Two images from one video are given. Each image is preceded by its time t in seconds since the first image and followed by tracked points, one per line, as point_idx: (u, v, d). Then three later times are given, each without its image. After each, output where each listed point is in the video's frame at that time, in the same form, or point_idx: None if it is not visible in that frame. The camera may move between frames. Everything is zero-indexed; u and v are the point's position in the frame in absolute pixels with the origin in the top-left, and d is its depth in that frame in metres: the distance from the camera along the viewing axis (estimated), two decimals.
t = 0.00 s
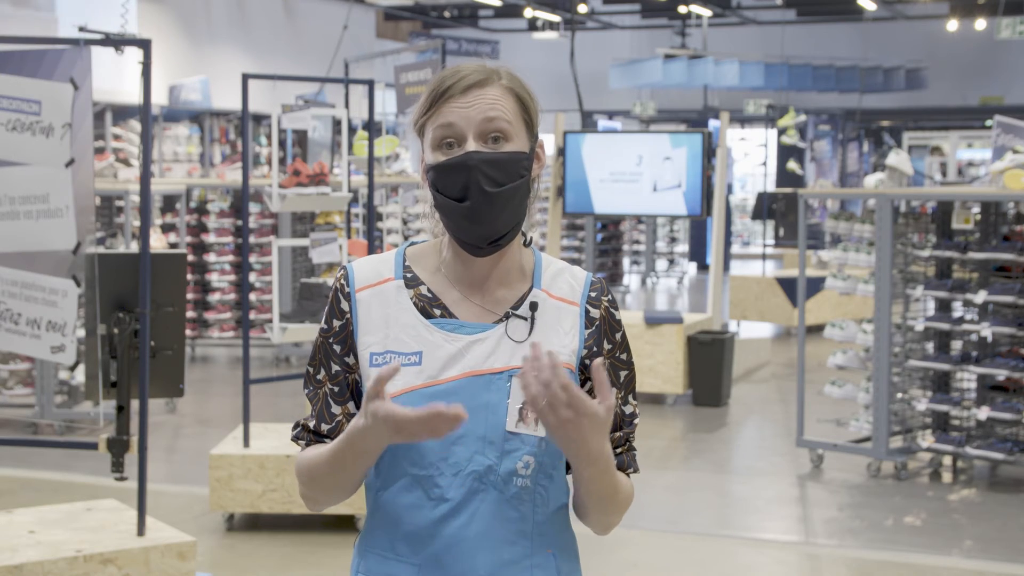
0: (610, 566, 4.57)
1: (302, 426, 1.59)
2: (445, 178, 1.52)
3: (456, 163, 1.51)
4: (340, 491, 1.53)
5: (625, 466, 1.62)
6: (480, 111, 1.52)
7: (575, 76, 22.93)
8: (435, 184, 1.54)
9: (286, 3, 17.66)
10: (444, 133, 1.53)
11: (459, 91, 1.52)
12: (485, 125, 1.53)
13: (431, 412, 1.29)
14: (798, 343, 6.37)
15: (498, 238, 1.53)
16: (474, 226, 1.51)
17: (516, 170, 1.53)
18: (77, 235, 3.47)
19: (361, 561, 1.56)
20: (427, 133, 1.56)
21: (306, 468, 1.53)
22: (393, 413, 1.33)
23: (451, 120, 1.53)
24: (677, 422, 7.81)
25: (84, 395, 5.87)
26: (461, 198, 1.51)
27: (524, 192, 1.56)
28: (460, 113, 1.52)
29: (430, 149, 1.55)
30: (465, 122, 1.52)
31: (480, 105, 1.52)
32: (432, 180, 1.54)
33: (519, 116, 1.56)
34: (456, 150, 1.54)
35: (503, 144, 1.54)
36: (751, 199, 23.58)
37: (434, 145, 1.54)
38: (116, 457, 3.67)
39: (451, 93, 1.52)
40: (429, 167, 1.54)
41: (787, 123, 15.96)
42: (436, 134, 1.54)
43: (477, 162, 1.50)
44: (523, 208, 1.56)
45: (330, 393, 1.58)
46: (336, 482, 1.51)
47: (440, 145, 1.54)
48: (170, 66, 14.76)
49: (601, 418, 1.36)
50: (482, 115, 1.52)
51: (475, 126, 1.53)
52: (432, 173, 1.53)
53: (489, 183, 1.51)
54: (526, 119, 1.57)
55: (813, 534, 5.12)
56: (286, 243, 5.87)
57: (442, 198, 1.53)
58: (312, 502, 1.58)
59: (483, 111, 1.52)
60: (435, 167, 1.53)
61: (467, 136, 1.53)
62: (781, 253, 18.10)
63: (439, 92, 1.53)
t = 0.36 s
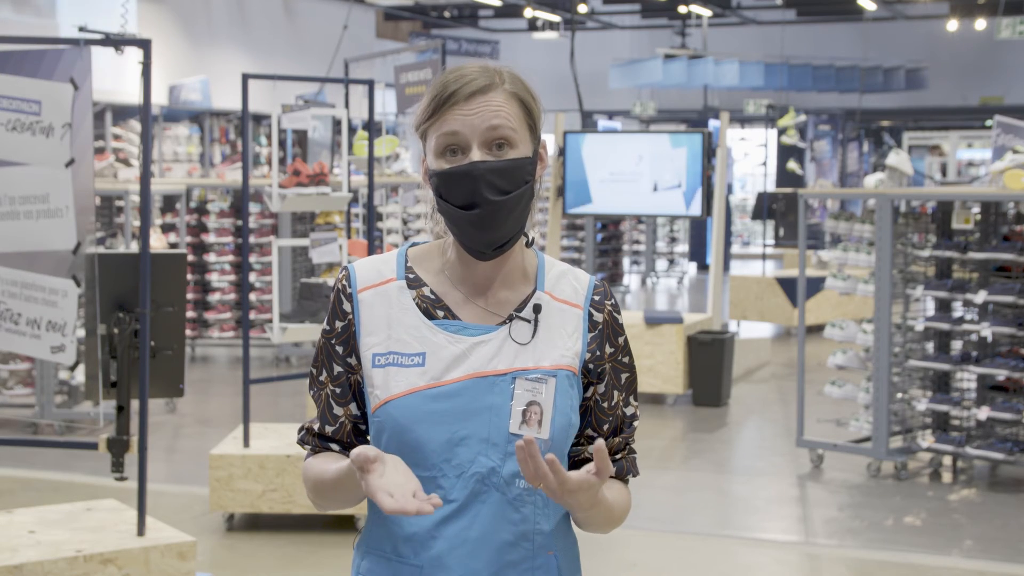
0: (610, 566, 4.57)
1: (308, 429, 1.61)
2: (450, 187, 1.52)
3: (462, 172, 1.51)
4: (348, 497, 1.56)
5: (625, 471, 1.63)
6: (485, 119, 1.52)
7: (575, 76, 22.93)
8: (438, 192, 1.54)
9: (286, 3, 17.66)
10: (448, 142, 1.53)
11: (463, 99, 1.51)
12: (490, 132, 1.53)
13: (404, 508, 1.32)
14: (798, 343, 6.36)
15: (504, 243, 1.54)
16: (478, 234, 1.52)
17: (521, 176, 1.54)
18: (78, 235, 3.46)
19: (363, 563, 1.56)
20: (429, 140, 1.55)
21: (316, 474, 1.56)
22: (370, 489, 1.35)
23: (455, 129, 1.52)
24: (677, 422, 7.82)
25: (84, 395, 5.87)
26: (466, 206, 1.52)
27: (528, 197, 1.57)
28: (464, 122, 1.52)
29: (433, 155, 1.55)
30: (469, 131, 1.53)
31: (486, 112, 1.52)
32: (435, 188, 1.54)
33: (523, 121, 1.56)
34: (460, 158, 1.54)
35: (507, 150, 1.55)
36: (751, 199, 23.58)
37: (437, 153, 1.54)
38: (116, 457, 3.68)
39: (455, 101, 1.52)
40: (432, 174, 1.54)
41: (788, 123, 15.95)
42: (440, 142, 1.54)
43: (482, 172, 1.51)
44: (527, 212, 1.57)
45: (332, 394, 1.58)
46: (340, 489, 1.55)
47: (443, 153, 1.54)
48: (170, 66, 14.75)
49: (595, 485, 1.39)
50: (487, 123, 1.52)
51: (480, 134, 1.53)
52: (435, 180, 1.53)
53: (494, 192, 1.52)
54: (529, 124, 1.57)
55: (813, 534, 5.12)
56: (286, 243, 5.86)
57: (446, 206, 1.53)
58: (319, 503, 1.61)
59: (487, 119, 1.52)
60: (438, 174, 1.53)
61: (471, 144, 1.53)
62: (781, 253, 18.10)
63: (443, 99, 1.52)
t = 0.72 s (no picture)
0: (610, 566, 4.57)
1: (308, 428, 1.59)
2: (450, 191, 1.52)
3: (460, 175, 1.51)
4: (350, 501, 1.54)
5: (621, 472, 1.60)
6: (479, 121, 1.52)
7: (575, 76, 22.93)
8: (439, 196, 1.54)
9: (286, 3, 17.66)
10: (445, 147, 1.53)
11: (455, 103, 1.51)
12: (486, 134, 1.53)
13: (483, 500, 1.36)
14: (798, 343, 6.36)
15: (509, 240, 1.54)
16: (481, 233, 1.52)
17: (520, 174, 1.54)
18: (77, 235, 3.46)
19: (362, 561, 1.56)
20: (425, 147, 1.56)
21: (323, 473, 1.55)
22: (439, 480, 1.37)
23: (451, 133, 1.52)
24: (677, 422, 7.82)
25: (84, 395, 5.87)
26: (468, 208, 1.52)
27: (529, 194, 1.57)
28: (459, 125, 1.52)
29: (432, 161, 1.55)
30: (465, 134, 1.52)
31: (479, 114, 1.52)
32: (435, 192, 1.55)
33: (517, 118, 1.56)
34: (458, 161, 1.54)
35: (504, 149, 1.55)
36: (751, 198, 23.58)
37: (434, 159, 1.55)
38: (116, 457, 3.68)
39: (448, 105, 1.52)
40: (431, 179, 1.55)
41: (788, 123, 15.95)
42: (436, 148, 1.54)
43: (481, 173, 1.51)
44: (528, 210, 1.57)
45: (338, 392, 1.57)
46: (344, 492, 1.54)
47: (441, 158, 1.54)
48: (170, 66, 14.75)
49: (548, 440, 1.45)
50: (481, 125, 1.52)
51: (475, 136, 1.53)
52: (435, 185, 1.54)
53: (495, 192, 1.52)
54: (523, 120, 1.57)
55: (813, 534, 5.12)
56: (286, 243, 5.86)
57: (448, 209, 1.54)
58: (312, 503, 1.61)
59: (481, 121, 1.52)
60: (438, 178, 1.53)
61: (468, 147, 1.53)
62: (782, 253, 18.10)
63: (436, 105, 1.52)
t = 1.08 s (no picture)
0: (610, 566, 4.57)
1: (308, 428, 1.58)
2: (449, 186, 1.52)
3: (460, 171, 1.51)
4: (352, 501, 1.54)
5: (617, 472, 1.60)
6: (482, 118, 1.52)
7: (575, 76, 22.94)
8: (437, 191, 1.54)
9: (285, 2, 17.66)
10: (446, 142, 1.53)
11: (459, 99, 1.52)
12: (488, 131, 1.53)
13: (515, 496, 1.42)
14: (798, 343, 6.36)
15: (505, 240, 1.54)
16: (478, 231, 1.52)
17: (520, 174, 1.54)
18: (77, 235, 3.46)
19: (363, 560, 1.55)
20: (426, 141, 1.56)
21: (328, 472, 1.55)
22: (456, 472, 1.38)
23: (453, 129, 1.53)
24: (677, 422, 7.82)
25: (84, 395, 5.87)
26: (467, 205, 1.52)
27: (527, 195, 1.57)
28: (461, 121, 1.52)
29: (433, 156, 1.55)
30: (467, 131, 1.53)
31: (482, 112, 1.52)
32: (434, 188, 1.54)
33: (520, 119, 1.56)
34: (459, 158, 1.54)
35: (505, 148, 1.55)
36: (751, 199, 23.58)
37: (435, 154, 1.55)
38: (116, 457, 3.67)
39: (451, 100, 1.52)
40: (430, 174, 1.55)
41: (788, 123, 15.94)
42: (438, 143, 1.54)
43: (481, 169, 1.51)
44: (526, 209, 1.57)
45: (340, 392, 1.57)
46: (346, 492, 1.54)
47: (442, 153, 1.54)
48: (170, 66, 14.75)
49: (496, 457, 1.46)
50: (484, 122, 1.52)
51: (477, 134, 1.53)
52: (434, 180, 1.54)
53: (494, 189, 1.52)
54: (526, 121, 1.57)
55: (813, 534, 5.12)
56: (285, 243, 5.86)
57: (446, 206, 1.53)
58: (309, 502, 1.61)
59: (484, 118, 1.52)
60: (437, 173, 1.53)
61: (469, 143, 1.53)
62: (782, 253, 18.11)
63: (440, 99, 1.52)
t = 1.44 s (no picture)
0: (610, 566, 4.57)
1: (310, 429, 1.57)
2: (448, 186, 1.52)
3: (461, 173, 1.51)
4: (355, 499, 1.54)
5: (615, 466, 1.60)
6: (484, 121, 1.52)
7: (575, 76, 22.94)
8: (436, 190, 1.54)
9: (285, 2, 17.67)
10: (447, 143, 1.53)
11: (462, 101, 1.51)
12: (489, 134, 1.53)
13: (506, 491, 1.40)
14: (798, 343, 6.36)
15: (502, 242, 1.54)
16: (476, 232, 1.52)
17: (520, 177, 1.55)
18: (77, 235, 3.46)
19: (366, 559, 1.55)
20: (426, 140, 1.55)
21: (329, 471, 1.55)
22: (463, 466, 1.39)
23: (454, 130, 1.52)
24: (677, 422, 7.82)
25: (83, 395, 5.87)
26: (466, 207, 1.52)
27: (525, 197, 1.57)
28: (463, 123, 1.52)
29: (432, 156, 1.54)
30: (468, 133, 1.52)
31: (485, 114, 1.52)
32: (433, 187, 1.55)
33: (521, 122, 1.56)
34: (459, 159, 1.54)
35: (505, 151, 1.55)
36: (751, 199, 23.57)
37: (435, 154, 1.54)
38: (116, 457, 3.67)
39: (453, 102, 1.52)
40: (430, 174, 1.54)
41: (787, 123, 15.93)
42: (438, 144, 1.54)
43: (481, 173, 1.51)
44: (523, 210, 1.57)
45: (342, 393, 1.57)
46: (348, 490, 1.54)
47: (442, 154, 1.54)
48: (170, 66, 14.75)
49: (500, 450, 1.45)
50: (486, 125, 1.52)
51: (478, 136, 1.53)
52: (433, 180, 1.54)
53: (493, 192, 1.52)
54: (526, 123, 1.57)
55: (813, 534, 5.12)
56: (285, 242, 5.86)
57: (445, 205, 1.53)
58: (311, 502, 1.61)
59: (486, 121, 1.52)
60: (436, 174, 1.53)
61: (470, 145, 1.53)
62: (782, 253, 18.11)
63: (442, 100, 1.52)
